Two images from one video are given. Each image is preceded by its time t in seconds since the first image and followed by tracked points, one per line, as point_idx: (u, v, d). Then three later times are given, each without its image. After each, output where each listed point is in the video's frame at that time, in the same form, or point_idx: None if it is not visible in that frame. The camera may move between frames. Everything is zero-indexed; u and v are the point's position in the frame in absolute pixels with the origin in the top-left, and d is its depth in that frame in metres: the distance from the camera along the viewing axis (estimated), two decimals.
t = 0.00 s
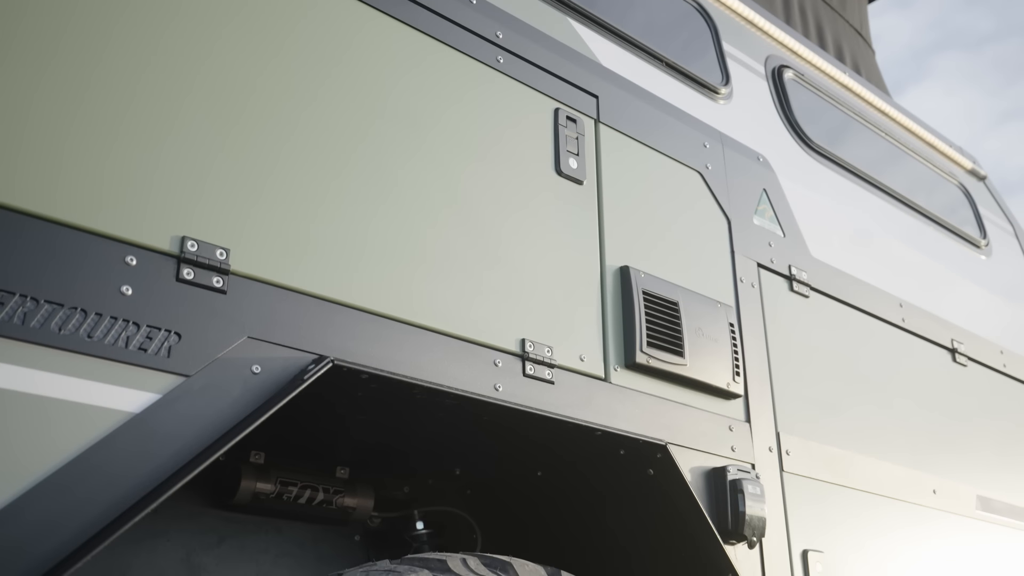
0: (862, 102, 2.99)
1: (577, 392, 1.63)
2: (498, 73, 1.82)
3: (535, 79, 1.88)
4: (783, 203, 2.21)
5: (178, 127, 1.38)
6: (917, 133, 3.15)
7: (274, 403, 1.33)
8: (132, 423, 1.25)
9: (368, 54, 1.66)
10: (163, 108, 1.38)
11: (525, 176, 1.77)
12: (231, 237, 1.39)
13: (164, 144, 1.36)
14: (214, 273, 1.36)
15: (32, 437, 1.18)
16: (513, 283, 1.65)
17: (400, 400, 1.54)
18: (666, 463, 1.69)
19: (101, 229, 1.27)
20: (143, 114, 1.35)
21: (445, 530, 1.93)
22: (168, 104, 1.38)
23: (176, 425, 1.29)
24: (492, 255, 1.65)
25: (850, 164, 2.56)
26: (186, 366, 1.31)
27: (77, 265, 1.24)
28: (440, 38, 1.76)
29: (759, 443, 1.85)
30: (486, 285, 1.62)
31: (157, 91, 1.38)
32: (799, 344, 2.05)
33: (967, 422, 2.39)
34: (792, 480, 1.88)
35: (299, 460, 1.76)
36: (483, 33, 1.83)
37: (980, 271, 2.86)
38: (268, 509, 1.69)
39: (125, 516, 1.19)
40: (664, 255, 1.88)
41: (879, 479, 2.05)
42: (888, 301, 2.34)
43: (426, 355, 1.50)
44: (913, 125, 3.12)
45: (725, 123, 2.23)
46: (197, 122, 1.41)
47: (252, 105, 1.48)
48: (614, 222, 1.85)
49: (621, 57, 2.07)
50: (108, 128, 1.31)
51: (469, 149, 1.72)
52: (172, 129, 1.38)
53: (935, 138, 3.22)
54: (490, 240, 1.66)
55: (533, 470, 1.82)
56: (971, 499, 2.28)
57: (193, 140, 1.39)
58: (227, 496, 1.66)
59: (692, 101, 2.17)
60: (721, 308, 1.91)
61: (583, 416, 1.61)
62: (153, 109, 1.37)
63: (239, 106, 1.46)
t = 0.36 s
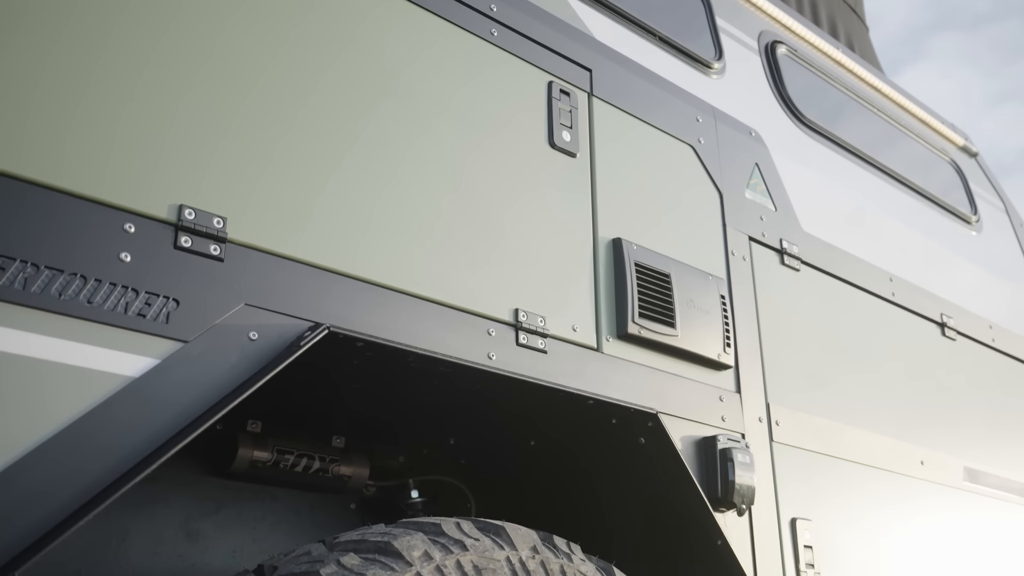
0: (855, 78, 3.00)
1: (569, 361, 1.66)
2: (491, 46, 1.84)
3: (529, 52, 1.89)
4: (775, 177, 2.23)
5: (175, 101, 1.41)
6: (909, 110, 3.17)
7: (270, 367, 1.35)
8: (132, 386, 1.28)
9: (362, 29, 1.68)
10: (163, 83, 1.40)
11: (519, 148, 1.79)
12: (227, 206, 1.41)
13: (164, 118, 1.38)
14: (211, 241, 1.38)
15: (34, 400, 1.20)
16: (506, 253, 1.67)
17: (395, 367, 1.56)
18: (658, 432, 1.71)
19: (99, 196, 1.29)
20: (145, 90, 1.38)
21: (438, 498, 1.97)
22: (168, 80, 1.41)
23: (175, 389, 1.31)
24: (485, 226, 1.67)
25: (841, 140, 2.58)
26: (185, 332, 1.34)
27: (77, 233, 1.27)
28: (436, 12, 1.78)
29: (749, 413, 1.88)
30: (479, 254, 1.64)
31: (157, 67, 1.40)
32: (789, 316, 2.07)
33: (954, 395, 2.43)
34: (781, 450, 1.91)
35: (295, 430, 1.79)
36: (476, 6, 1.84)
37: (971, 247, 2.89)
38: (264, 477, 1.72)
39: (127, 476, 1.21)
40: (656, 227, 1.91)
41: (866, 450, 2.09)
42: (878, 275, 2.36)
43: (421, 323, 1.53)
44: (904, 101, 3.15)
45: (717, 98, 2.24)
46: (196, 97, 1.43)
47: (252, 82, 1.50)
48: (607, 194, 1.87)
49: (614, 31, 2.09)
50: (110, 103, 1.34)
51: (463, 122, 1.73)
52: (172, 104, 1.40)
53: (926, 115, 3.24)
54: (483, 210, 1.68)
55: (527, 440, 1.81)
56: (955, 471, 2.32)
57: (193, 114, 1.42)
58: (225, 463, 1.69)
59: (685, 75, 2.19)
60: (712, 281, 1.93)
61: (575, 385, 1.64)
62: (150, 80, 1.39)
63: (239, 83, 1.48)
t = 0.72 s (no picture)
0: (849, 53, 3.02)
1: (564, 328, 1.69)
2: (488, 17, 1.86)
3: (526, 24, 1.91)
4: (768, 150, 2.26)
5: (174, 67, 1.43)
6: (902, 85, 3.19)
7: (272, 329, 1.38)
8: (136, 347, 1.31)
9: None
10: (161, 50, 1.42)
11: (515, 119, 1.81)
12: (226, 171, 1.43)
13: (163, 84, 1.41)
14: (212, 206, 1.41)
15: (41, 360, 1.24)
16: (502, 221, 1.70)
17: (392, 333, 1.59)
18: (650, 398, 1.75)
19: (103, 161, 1.32)
20: (142, 57, 1.40)
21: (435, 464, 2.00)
22: (166, 47, 1.43)
23: (178, 350, 1.34)
24: (482, 194, 1.70)
25: (834, 114, 2.60)
26: (187, 295, 1.37)
27: (81, 197, 1.29)
28: None
29: (740, 381, 1.91)
30: (476, 222, 1.67)
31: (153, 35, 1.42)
32: (781, 287, 2.11)
33: (943, 367, 2.47)
34: (771, 417, 1.95)
35: (294, 397, 1.82)
36: None
37: (962, 221, 2.92)
38: (263, 442, 1.75)
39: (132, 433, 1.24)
40: (651, 198, 1.94)
41: (855, 419, 2.14)
42: (869, 248, 2.40)
43: (418, 289, 1.55)
44: (897, 76, 3.17)
45: (712, 71, 2.26)
46: (194, 64, 1.45)
47: (247, 49, 1.52)
48: (602, 165, 1.89)
49: (610, 3, 2.10)
50: (109, 69, 1.36)
51: (460, 92, 1.76)
52: (170, 71, 1.42)
53: (918, 90, 3.26)
54: (480, 179, 1.71)
55: (522, 407, 1.83)
56: (943, 441, 2.37)
57: (189, 81, 1.44)
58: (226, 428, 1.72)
59: (680, 48, 2.21)
60: (705, 251, 1.97)
61: (569, 351, 1.67)
62: (150, 48, 1.41)
63: (235, 49, 1.51)
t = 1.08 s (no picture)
0: (847, 27, 3.03)
1: (564, 298, 1.71)
2: None
3: None
4: (766, 123, 2.28)
5: (178, 37, 1.44)
6: (899, 59, 3.20)
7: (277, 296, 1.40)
8: (143, 314, 1.33)
9: None
10: (162, 19, 1.43)
11: (516, 91, 1.82)
12: (231, 140, 1.45)
13: (166, 52, 1.42)
14: (217, 175, 1.43)
15: (52, 325, 1.26)
16: (503, 192, 1.72)
17: (395, 304, 1.61)
18: (648, 368, 1.77)
19: (109, 130, 1.34)
20: (143, 26, 1.41)
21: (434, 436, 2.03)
22: (167, 16, 1.44)
23: (185, 317, 1.36)
24: (483, 165, 1.71)
25: (832, 89, 2.61)
26: (194, 262, 1.39)
27: (88, 165, 1.31)
28: None
29: (737, 352, 1.94)
30: (477, 192, 1.68)
31: (154, 4, 1.43)
32: (778, 260, 2.13)
33: (938, 340, 2.50)
34: (768, 388, 1.98)
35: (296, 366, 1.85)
36: None
37: (958, 196, 2.95)
38: (267, 410, 1.79)
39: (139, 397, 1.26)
40: (650, 171, 1.95)
41: (850, 390, 2.17)
42: (865, 222, 2.42)
43: (421, 259, 1.57)
44: (895, 51, 3.17)
45: (711, 44, 2.27)
46: (195, 34, 1.46)
47: (247, 18, 1.53)
48: (602, 137, 1.91)
49: None
50: (111, 39, 1.37)
51: (462, 64, 1.77)
52: (173, 41, 1.44)
53: (916, 65, 3.27)
54: (481, 150, 1.72)
55: (522, 377, 1.84)
56: (937, 413, 2.40)
57: (193, 51, 1.45)
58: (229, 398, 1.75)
59: (680, 21, 2.22)
60: (704, 223, 1.99)
61: (570, 321, 1.69)
62: (154, 19, 1.42)
63: (235, 19, 1.51)
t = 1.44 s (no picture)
0: None
1: (565, 264, 1.73)
2: None
3: None
4: (765, 92, 2.29)
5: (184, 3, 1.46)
6: (899, 31, 3.20)
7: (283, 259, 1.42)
8: (152, 275, 1.36)
9: None
10: None
11: (517, 58, 1.84)
12: (237, 105, 1.47)
13: (172, 19, 1.44)
14: (223, 139, 1.45)
15: (61, 286, 1.29)
16: (505, 158, 1.73)
17: (399, 267, 1.63)
18: (648, 333, 1.79)
19: (117, 93, 1.35)
20: None
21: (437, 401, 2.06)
22: None
23: (192, 279, 1.39)
24: (485, 132, 1.73)
25: (833, 59, 2.62)
26: (201, 225, 1.41)
27: (96, 127, 1.33)
28: None
29: (736, 318, 1.97)
30: (479, 158, 1.70)
31: None
32: (777, 228, 2.15)
33: (934, 309, 2.52)
34: (765, 353, 2.01)
35: (301, 332, 1.88)
36: None
37: (956, 166, 2.96)
38: (271, 376, 1.80)
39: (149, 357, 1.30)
40: (650, 138, 1.97)
41: (847, 357, 2.20)
42: (863, 190, 2.44)
43: (424, 224, 1.59)
44: (896, 22, 3.17)
45: (712, 12, 2.28)
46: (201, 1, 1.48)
47: None
48: (602, 104, 1.93)
49: None
50: (118, 4, 1.38)
51: (463, 31, 1.78)
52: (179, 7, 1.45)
53: (915, 35, 3.28)
54: (483, 116, 1.74)
55: (523, 344, 1.88)
56: (932, 380, 2.43)
57: (199, 16, 1.47)
58: (234, 362, 1.78)
59: None
60: (703, 191, 2.01)
61: (571, 286, 1.72)
62: None
63: None
